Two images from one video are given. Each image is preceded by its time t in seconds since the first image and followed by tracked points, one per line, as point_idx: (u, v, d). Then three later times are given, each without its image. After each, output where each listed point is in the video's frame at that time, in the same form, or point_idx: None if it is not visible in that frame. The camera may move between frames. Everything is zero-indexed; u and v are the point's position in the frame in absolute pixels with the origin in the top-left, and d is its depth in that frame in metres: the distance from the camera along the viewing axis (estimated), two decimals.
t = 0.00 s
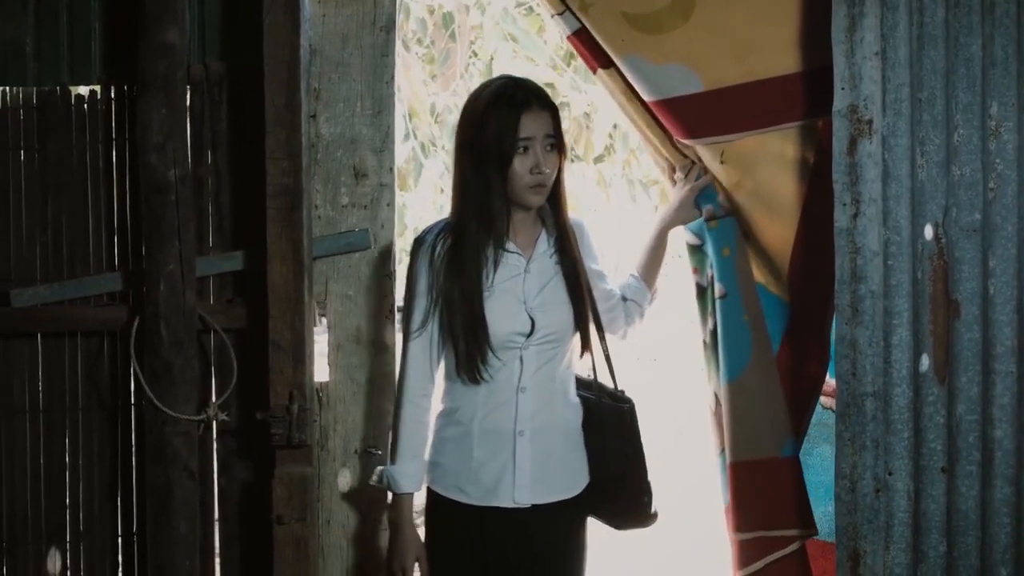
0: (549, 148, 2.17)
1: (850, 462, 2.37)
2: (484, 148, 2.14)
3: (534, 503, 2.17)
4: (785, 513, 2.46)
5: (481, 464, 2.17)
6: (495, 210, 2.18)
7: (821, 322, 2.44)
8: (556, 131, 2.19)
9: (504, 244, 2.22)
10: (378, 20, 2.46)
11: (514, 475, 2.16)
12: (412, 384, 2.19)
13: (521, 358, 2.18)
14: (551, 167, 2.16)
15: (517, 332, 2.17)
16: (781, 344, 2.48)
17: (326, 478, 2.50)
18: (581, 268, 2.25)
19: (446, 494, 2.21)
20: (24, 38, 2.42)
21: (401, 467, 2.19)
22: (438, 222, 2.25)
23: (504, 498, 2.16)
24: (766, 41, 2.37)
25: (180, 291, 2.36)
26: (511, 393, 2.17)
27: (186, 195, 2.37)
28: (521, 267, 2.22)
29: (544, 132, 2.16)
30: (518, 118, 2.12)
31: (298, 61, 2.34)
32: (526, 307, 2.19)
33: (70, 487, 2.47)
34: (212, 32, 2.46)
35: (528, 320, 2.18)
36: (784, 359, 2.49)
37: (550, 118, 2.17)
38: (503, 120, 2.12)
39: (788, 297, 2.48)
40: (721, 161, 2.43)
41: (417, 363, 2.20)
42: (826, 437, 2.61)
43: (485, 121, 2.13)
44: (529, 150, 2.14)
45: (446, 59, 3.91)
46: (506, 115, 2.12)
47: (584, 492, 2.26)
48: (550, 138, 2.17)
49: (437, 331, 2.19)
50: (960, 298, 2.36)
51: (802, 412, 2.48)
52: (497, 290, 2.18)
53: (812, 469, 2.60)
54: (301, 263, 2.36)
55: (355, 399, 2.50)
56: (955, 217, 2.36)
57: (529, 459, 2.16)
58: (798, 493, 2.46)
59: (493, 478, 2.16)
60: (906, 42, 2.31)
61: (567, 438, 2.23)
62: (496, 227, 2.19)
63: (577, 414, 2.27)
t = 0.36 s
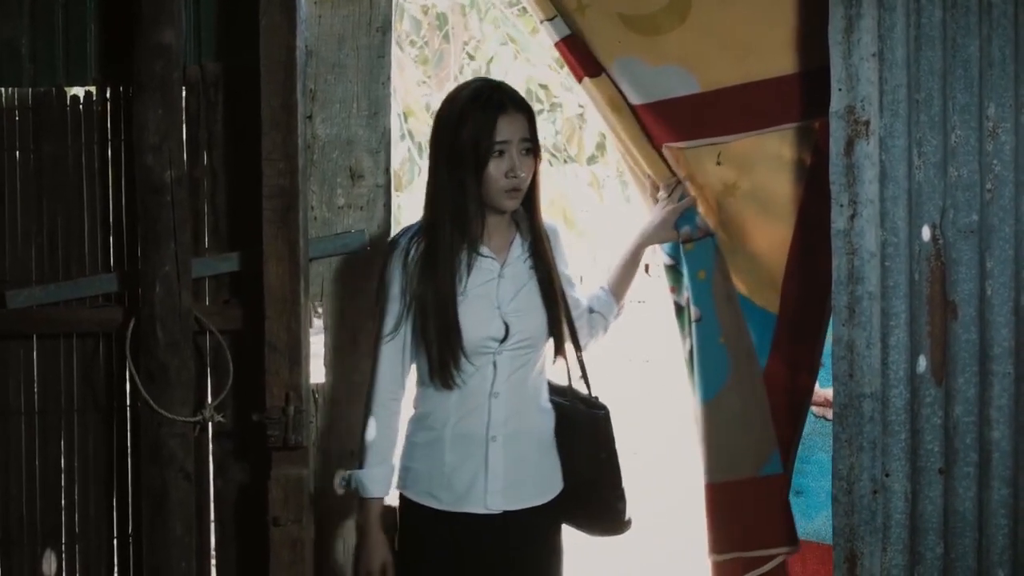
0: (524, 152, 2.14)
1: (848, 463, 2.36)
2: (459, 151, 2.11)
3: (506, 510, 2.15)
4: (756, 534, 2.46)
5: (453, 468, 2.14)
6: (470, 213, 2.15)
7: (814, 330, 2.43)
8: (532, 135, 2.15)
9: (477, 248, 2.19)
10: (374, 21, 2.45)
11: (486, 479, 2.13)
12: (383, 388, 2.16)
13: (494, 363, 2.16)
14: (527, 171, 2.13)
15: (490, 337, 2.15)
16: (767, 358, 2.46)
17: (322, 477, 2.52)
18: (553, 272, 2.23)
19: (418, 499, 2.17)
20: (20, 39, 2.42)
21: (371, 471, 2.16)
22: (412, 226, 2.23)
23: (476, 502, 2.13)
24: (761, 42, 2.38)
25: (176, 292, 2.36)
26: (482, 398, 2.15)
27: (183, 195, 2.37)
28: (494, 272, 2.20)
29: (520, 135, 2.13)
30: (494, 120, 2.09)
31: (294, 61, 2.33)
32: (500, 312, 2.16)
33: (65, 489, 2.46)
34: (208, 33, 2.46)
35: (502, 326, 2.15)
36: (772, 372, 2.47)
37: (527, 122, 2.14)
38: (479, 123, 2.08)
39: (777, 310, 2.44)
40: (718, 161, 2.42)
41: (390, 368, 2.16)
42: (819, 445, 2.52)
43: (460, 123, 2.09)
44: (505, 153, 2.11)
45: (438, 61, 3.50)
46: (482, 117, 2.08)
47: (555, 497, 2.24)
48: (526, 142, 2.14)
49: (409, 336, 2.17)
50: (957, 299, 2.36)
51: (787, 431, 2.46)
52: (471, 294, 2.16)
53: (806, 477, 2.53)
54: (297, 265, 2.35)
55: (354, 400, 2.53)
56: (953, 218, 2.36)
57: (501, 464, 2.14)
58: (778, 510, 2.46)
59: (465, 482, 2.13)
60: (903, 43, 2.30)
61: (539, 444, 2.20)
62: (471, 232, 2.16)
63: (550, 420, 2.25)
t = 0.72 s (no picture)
0: (508, 157, 2.08)
1: (848, 466, 2.37)
2: (445, 156, 2.04)
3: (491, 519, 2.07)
4: (739, 544, 2.45)
5: (438, 476, 2.06)
6: (456, 221, 2.09)
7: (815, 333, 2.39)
8: (516, 139, 2.09)
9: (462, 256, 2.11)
10: (374, 22, 2.44)
11: (470, 488, 2.06)
12: (365, 397, 2.10)
13: (480, 371, 2.08)
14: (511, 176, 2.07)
15: (476, 345, 2.07)
16: (765, 363, 2.42)
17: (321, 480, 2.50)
18: (538, 277, 2.15)
19: (402, 507, 2.10)
20: (20, 40, 2.42)
21: (353, 479, 2.08)
22: (397, 233, 2.17)
23: (461, 511, 2.05)
24: (761, 45, 2.38)
25: (176, 295, 2.35)
26: (467, 407, 2.08)
27: (183, 197, 2.37)
28: (480, 279, 2.11)
29: (504, 140, 2.06)
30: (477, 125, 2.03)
31: (294, 62, 2.33)
32: (486, 319, 2.08)
33: (65, 491, 2.45)
34: (208, 35, 2.45)
35: (488, 333, 2.08)
36: (772, 376, 2.42)
37: (510, 126, 2.08)
38: (462, 128, 2.02)
39: (775, 315, 2.41)
40: (719, 163, 2.41)
41: (373, 378, 2.10)
42: (821, 450, 2.52)
43: (444, 127, 2.03)
44: (489, 159, 2.05)
45: (437, 63, 3.11)
46: (466, 122, 2.02)
47: (542, 504, 2.15)
48: (510, 146, 2.07)
49: (393, 345, 2.10)
50: (958, 301, 2.35)
51: (784, 439, 2.42)
52: (456, 302, 2.09)
53: (806, 482, 2.53)
54: (298, 267, 2.35)
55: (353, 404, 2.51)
56: (954, 220, 2.35)
57: (486, 474, 2.06)
58: (766, 520, 2.44)
59: (449, 491, 2.06)
60: (904, 45, 2.31)
61: (526, 453, 2.12)
62: (455, 238, 2.09)
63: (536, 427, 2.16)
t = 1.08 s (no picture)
0: (501, 159, 2.06)
1: (851, 467, 2.38)
2: (435, 161, 2.02)
3: (491, 526, 2.06)
4: (744, 550, 2.42)
5: (435, 484, 2.06)
6: (450, 227, 2.06)
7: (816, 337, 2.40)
8: (508, 141, 2.08)
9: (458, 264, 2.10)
10: (376, 23, 2.43)
11: (469, 495, 2.05)
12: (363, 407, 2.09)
13: (478, 379, 2.07)
14: (504, 179, 2.05)
15: (474, 353, 2.05)
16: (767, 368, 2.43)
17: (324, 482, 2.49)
18: (536, 281, 2.13)
19: (400, 514, 2.10)
20: (21, 41, 2.42)
21: (354, 489, 2.07)
22: (391, 242, 2.16)
23: (460, 519, 2.05)
24: (763, 46, 2.38)
25: (177, 296, 2.36)
26: (466, 415, 2.06)
27: (184, 199, 2.37)
28: (477, 287, 2.10)
29: (496, 143, 2.05)
30: (468, 130, 2.01)
31: (296, 64, 2.33)
32: (485, 328, 2.07)
33: (66, 493, 2.45)
34: (209, 36, 2.44)
35: (486, 341, 2.06)
36: (773, 382, 2.43)
37: (503, 129, 2.06)
38: (453, 132, 2.01)
39: (777, 318, 2.42)
40: (722, 165, 2.41)
41: (372, 387, 2.10)
42: (823, 454, 2.51)
43: (435, 130, 2.01)
44: (481, 163, 2.04)
45: (437, 64, 3.10)
46: (457, 126, 2.00)
47: (543, 511, 2.14)
48: (502, 148, 2.06)
49: (391, 353, 2.10)
50: (961, 302, 2.35)
51: (784, 444, 2.43)
52: (454, 311, 2.07)
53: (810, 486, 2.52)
54: (299, 267, 2.34)
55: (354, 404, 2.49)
56: (957, 221, 2.34)
57: (485, 481, 2.05)
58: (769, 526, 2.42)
59: (447, 499, 2.05)
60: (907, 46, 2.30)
61: (526, 460, 2.11)
62: (450, 245, 2.07)
63: (536, 431, 2.15)
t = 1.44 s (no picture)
0: (501, 163, 2.04)
1: (858, 467, 2.38)
2: (434, 165, 2.01)
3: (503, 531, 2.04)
4: (751, 556, 2.41)
5: (446, 490, 2.04)
6: (448, 231, 2.05)
7: (824, 337, 2.40)
8: (510, 145, 2.06)
9: (459, 267, 2.08)
10: (383, 23, 2.43)
11: (479, 500, 2.02)
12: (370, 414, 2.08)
13: (486, 382, 2.05)
14: (504, 183, 2.03)
15: (481, 355, 2.03)
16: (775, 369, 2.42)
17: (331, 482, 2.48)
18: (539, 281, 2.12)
19: (412, 520, 2.09)
20: (28, 41, 2.42)
21: (360, 497, 2.07)
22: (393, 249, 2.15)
23: (470, 524, 2.02)
24: (771, 47, 2.38)
25: (184, 296, 2.36)
26: (474, 419, 2.04)
27: (191, 199, 2.37)
28: (482, 290, 2.07)
29: (496, 148, 2.03)
30: (465, 134, 2.00)
31: (303, 63, 2.33)
32: (490, 329, 2.04)
33: (73, 493, 2.44)
34: (216, 35, 2.44)
35: (492, 343, 2.04)
36: (783, 383, 2.41)
37: (503, 133, 2.04)
38: (451, 136, 1.99)
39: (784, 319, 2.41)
40: (729, 164, 2.41)
41: (378, 395, 2.08)
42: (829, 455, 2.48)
43: (435, 131, 2.00)
44: (480, 168, 2.02)
45: (443, 63, 3.08)
46: (454, 132, 1.99)
47: (555, 515, 2.11)
48: (503, 152, 2.04)
49: (396, 360, 2.09)
50: (969, 302, 2.34)
51: (792, 447, 2.42)
52: (458, 314, 2.05)
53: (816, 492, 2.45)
54: (306, 267, 2.35)
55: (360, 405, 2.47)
56: (965, 221, 2.34)
57: (495, 485, 2.03)
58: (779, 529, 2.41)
59: (458, 503, 2.03)
60: (915, 45, 2.31)
61: (537, 464, 2.08)
62: (450, 249, 2.05)
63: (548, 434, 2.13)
